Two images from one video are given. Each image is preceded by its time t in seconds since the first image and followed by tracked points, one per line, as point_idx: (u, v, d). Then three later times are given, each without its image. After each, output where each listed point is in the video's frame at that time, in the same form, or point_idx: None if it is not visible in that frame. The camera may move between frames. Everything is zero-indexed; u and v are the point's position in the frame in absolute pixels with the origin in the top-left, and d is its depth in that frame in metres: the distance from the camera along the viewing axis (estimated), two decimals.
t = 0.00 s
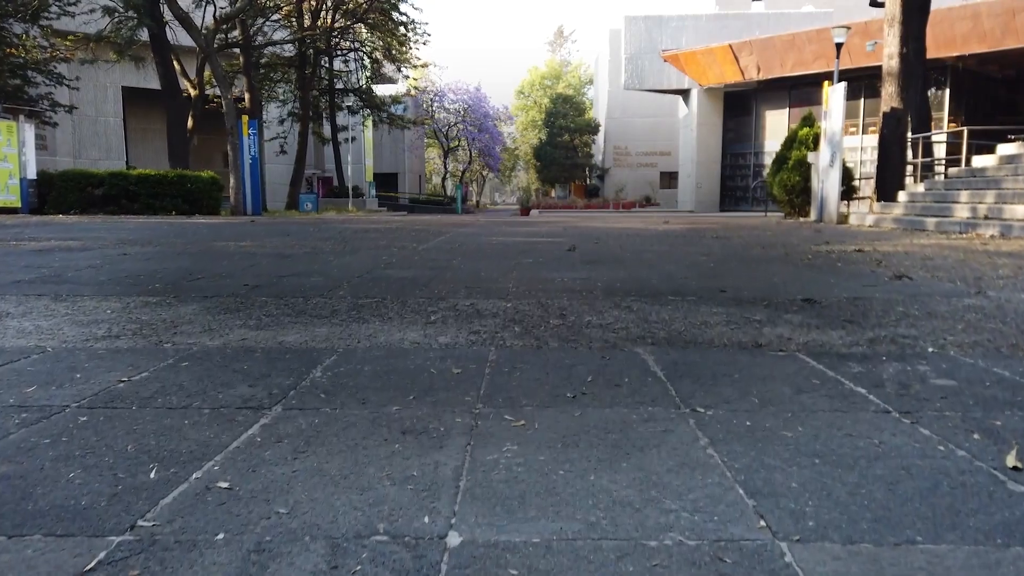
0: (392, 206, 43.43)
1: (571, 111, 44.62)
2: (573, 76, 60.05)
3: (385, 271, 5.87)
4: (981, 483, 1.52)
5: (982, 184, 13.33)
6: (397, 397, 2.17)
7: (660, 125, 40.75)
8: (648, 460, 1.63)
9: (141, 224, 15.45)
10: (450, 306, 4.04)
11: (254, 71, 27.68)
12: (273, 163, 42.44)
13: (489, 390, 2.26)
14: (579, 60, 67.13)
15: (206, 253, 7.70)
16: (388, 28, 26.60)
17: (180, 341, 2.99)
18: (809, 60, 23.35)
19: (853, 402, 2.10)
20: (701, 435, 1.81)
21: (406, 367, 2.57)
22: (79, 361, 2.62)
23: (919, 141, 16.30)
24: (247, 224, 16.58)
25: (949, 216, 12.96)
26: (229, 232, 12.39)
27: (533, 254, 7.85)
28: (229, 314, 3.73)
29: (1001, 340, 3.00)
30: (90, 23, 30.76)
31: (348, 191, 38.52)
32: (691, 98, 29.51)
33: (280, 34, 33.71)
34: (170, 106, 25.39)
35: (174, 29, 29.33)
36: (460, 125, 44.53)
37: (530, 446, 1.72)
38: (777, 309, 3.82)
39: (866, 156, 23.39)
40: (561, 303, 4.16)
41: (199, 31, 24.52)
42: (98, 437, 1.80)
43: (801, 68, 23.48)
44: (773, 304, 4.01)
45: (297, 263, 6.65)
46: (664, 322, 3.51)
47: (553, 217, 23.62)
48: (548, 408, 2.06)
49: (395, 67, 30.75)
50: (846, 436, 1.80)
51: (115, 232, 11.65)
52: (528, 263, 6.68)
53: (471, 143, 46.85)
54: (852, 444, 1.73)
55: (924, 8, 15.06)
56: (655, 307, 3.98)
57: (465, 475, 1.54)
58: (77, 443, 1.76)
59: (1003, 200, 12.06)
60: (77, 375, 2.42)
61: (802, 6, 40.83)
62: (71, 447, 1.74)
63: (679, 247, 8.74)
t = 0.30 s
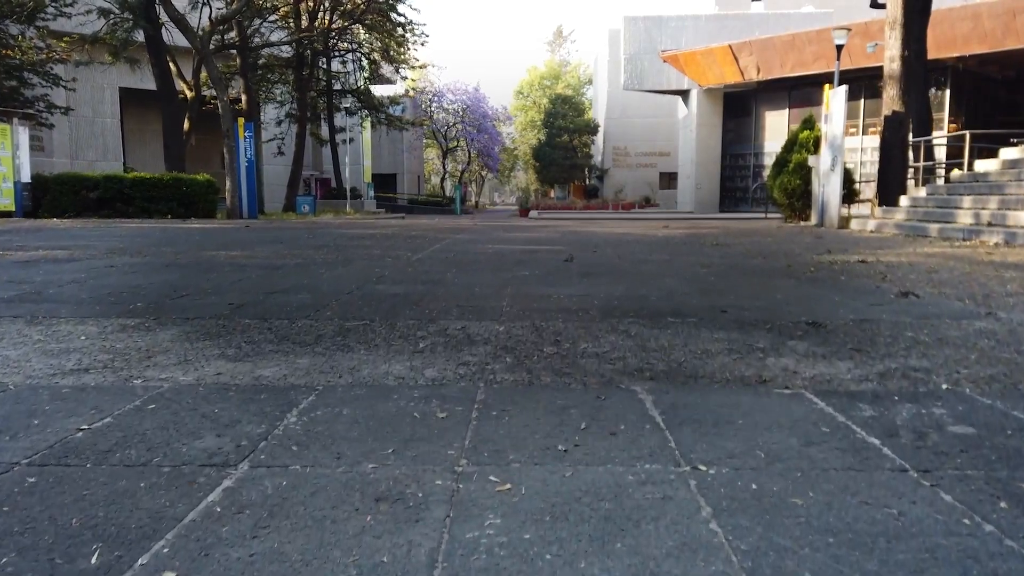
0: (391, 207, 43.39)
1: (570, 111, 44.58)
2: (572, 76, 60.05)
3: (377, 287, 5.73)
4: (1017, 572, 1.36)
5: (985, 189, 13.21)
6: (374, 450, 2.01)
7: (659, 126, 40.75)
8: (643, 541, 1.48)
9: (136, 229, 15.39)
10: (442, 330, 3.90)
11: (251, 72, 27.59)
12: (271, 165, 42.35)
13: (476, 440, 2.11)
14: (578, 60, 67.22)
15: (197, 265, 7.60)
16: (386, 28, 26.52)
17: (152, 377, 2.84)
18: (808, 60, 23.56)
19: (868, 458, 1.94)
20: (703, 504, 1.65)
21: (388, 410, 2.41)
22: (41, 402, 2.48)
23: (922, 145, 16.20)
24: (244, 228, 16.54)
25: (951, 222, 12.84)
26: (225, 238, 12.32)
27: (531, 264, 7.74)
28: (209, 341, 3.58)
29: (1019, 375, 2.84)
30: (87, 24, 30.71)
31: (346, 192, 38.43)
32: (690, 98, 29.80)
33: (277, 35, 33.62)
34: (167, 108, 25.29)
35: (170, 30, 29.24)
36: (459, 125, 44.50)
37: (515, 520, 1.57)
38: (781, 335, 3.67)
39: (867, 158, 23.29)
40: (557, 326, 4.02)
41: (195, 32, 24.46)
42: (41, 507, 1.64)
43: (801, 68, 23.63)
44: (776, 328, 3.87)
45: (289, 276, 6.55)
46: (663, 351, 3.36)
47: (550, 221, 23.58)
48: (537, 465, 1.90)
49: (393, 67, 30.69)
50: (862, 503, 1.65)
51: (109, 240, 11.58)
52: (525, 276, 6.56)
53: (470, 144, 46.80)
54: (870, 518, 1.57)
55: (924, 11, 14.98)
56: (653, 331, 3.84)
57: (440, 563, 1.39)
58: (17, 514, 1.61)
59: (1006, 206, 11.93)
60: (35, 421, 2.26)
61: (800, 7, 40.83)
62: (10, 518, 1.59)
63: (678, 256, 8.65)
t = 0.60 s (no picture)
0: (389, 208, 43.33)
1: (569, 113, 44.64)
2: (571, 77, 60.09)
3: (370, 301, 5.61)
4: None
5: (986, 195, 13.10)
6: (349, 505, 1.87)
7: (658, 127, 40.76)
8: None
9: (130, 234, 15.30)
10: (432, 355, 3.75)
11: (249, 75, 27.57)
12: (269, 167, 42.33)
13: (459, 492, 1.96)
14: (577, 61, 67.27)
15: (187, 274, 7.50)
16: (384, 30, 26.49)
17: (123, 412, 2.71)
18: (808, 61, 24.10)
19: (879, 515, 1.81)
20: None
21: (371, 454, 2.27)
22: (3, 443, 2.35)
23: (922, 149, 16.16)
24: (241, 233, 16.50)
25: (952, 228, 12.71)
26: (220, 245, 12.23)
27: (526, 275, 7.64)
28: (190, 367, 3.42)
29: None
30: (85, 26, 30.76)
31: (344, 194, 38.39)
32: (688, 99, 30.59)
33: (276, 37, 33.60)
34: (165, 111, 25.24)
35: (168, 32, 29.25)
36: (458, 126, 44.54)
37: None
38: (785, 361, 3.53)
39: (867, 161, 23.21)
40: (551, 349, 3.89)
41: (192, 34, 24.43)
42: None
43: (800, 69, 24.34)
44: (778, 352, 3.73)
45: (279, 288, 6.44)
46: (662, 379, 3.21)
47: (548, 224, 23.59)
48: (523, 527, 1.76)
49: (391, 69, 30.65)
50: None
51: (103, 246, 11.50)
52: (519, 289, 6.45)
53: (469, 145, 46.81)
54: None
55: (924, 14, 15.00)
56: (652, 355, 3.70)
57: None
58: None
59: (1007, 212, 11.82)
60: None
61: (799, 8, 40.87)
62: None
63: (677, 265, 8.54)
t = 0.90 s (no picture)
0: (388, 209, 43.31)
1: (568, 114, 44.67)
2: (570, 78, 60.14)
3: (363, 313, 5.47)
4: None
5: (988, 199, 12.98)
6: (328, 561, 1.73)
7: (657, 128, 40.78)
8: None
9: (127, 238, 15.20)
10: (425, 375, 3.59)
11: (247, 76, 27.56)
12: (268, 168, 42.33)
13: (447, 545, 1.82)
14: (576, 62, 67.35)
15: (180, 282, 7.39)
16: (383, 32, 26.47)
17: (92, 444, 2.56)
18: (807, 63, 26.11)
19: (901, 573, 1.67)
20: None
21: (354, 497, 2.11)
22: None
23: (923, 153, 16.07)
24: (238, 236, 16.43)
25: (954, 233, 12.59)
26: (216, 249, 12.14)
27: (524, 283, 7.53)
28: (171, 391, 3.27)
29: None
30: (83, 27, 30.78)
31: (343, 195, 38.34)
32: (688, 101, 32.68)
33: (276, 38, 33.56)
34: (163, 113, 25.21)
35: (166, 34, 29.26)
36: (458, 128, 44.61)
37: None
38: (793, 384, 3.38)
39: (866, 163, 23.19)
40: (549, 368, 3.74)
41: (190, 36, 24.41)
42: None
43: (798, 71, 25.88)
44: (786, 374, 3.57)
45: (272, 298, 6.33)
46: (665, 405, 3.06)
47: (546, 227, 23.54)
48: None
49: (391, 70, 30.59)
50: None
51: (98, 251, 11.41)
52: (518, 299, 6.33)
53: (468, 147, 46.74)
54: None
55: (924, 16, 14.94)
56: (654, 376, 3.55)
57: None
58: None
59: (1010, 217, 11.70)
60: None
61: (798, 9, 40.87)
62: None
63: (678, 272, 8.44)
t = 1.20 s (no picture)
0: (388, 210, 43.19)
1: (568, 115, 44.59)
2: (570, 78, 60.07)
3: (356, 334, 5.30)
4: None
5: (993, 206, 12.85)
6: None
7: (657, 129, 40.68)
8: None
9: (121, 244, 15.07)
10: (416, 409, 3.43)
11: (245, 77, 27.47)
12: (266, 169, 42.22)
13: None
14: (576, 62, 67.31)
15: (168, 297, 7.25)
16: (382, 33, 26.37)
17: (55, 499, 2.39)
18: (807, 64, 26.66)
19: None
20: None
21: (333, 570, 1.95)
22: None
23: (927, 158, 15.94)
24: (234, 241, 16.30)
25: (959, 240, 12.43)
26: (210, 257, 12.00)
27: (521, 296, 7.39)
28: (147, 430, 3.10)
29: None
30: (80, 28, 30.65)
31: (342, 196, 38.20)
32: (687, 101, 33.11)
33: (275, 39, 33.47)
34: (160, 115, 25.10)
35: (164, 35, 29.16)
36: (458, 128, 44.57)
37: None
38: (801, 422, 3.22)
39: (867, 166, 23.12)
40: (548, 401, 3.56)
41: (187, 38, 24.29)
42: None
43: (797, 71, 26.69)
44: (795, 410, 3.41)
45: (262, 315, 6.18)
46: (669, 448, 2.89)
47: (545, 230, 23.44)
48: None
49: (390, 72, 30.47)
50: None
51: (90, 259, 11.28)
52: (515, 315, 6.17)
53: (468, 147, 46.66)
54: None
55: (926, 20, 14.83)
56: (657, 412, 3.38)
57: None
58: None
59: (1016, 225, 11.55)
60: None
61: (797, 10, 40.80)
62: None
63: (678, 284, 8.30)
